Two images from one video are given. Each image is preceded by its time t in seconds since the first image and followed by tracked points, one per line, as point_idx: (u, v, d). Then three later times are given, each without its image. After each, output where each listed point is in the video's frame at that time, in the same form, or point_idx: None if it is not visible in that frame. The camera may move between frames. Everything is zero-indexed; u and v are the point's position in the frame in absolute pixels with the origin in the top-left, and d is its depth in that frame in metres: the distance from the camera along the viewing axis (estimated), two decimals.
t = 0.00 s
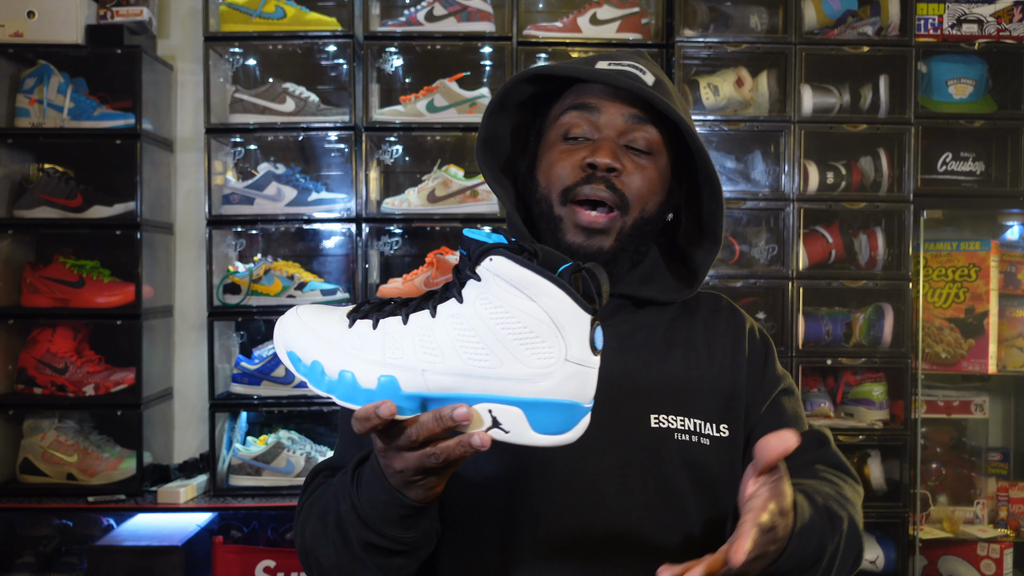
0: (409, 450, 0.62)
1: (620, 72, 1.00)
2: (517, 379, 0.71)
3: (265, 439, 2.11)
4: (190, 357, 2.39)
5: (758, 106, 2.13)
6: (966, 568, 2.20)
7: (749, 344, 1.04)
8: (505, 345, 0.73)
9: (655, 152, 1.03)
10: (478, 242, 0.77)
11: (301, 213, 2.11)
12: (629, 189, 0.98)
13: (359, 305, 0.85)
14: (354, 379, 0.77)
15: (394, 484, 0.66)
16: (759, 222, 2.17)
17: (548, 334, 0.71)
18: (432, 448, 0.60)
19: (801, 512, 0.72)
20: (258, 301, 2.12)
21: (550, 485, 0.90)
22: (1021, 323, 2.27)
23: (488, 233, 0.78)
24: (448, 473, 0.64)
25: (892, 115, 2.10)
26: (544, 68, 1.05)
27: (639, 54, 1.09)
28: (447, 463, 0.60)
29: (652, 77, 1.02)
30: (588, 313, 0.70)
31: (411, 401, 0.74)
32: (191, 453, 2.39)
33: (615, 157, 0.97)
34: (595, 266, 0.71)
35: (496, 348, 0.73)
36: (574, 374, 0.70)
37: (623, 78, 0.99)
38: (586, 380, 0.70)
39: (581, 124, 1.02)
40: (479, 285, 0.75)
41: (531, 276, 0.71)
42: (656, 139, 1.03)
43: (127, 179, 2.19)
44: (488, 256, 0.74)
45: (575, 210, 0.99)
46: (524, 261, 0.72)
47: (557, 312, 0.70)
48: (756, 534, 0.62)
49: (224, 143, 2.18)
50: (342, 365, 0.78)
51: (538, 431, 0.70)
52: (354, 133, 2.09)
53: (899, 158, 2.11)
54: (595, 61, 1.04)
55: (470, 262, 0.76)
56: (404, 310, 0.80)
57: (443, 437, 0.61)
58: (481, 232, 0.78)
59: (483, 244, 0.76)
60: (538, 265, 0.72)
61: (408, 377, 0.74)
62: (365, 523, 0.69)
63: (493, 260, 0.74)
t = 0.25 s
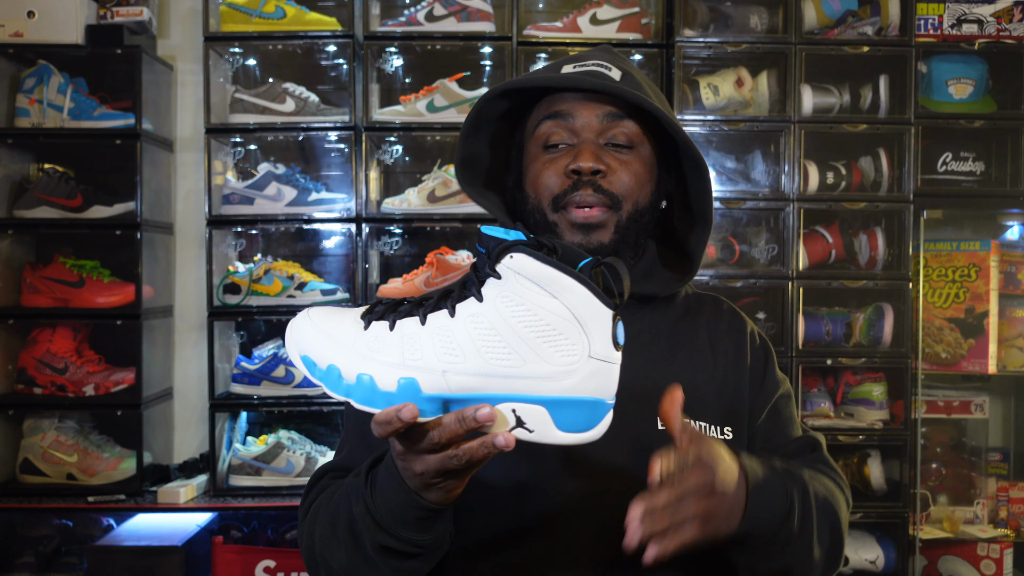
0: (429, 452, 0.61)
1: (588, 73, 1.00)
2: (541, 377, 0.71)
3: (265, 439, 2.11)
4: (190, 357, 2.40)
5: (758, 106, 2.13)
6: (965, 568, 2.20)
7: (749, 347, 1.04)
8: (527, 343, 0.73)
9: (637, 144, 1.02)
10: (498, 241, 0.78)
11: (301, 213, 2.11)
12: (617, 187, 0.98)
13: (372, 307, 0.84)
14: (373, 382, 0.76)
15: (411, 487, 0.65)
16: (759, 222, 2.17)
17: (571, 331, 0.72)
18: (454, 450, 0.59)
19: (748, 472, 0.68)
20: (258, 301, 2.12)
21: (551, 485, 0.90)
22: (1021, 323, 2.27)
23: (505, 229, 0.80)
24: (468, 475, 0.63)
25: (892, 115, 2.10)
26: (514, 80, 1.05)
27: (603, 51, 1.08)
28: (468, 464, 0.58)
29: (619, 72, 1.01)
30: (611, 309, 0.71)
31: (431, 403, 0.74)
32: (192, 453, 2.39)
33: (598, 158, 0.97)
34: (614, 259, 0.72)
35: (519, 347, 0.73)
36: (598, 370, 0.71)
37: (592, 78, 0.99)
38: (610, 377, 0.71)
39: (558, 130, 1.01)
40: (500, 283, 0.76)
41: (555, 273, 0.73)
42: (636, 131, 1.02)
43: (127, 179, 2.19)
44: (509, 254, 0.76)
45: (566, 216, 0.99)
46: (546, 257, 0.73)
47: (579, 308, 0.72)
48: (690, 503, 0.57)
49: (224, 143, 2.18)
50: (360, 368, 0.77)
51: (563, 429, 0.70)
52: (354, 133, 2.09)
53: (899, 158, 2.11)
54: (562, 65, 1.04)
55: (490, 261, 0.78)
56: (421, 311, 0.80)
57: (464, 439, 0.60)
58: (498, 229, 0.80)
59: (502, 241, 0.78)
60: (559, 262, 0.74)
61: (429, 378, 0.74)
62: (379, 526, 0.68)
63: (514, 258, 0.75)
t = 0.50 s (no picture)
0: (436, 458, 0.61)
1: (549, 72, 1.02)
2: (554, 386, 0.71)
3: (265, 439, 2.11)
4: (190, 357, 2.39)
5: (758, 106, 2.12)
6: (965, 568, 2.20)
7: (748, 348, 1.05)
8: (540, 351, 0.73)
9: (608, 134, 1.03)
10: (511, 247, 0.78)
11: (301, 213, 2.11)
12: (597, 180, 0.98)
13: (379, 310, 0.84)
14: (382, 388, 0.76)
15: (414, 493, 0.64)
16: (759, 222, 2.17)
17: (586, 339, 0.72)
18: (462, 457, 0.59)
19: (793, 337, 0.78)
20: (258, 301, 2.12)
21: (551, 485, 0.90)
22: (1021, 323, 2.27)
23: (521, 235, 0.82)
24: (470, 484, 0.63)
25: (892, 115, 2.10)
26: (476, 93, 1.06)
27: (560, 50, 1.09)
28: (477, 472, 0.58)
29: (577, 67, 1.03)
30: (625, 318, 0.71)
31: (441, 410, 0.74)
32: (192, 452, 2.39)
33: (574, 152, 0.98)
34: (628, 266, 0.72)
35: (532, 355, 0.73)
36: (612, 379, 0.71)
37: (553, 76, 1.00)
38: (622, 386, 0.71)
39: (528, 133, 1.02)
40: (514, 290, 0.75)
41: (571, 281, 0.72)
42: (605, 121, 1.02)
43: (127, 179, 2.19)
44: (525, 260, 0.75)
45: (552, 215, 0.99)
46: (564, 265, 0.73)
47: (595, 317, 0.72)
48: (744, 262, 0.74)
49: (224, 143, 2.18)
50: (367, 373, 0.77)
51: (575, 439, 0.70)
52: (353, 133, 2.09)
53: (899, 158, 2.11)
54: (521, 68, 1.05)
55: (505, 267, 0.77)
56: (431, 316, 0.80)
57: (474, 445, 0.59)
58: (514, 234, 0.82)
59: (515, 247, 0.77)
60: (576, 270, 0.73)
61: (440, 385, 0.74)
62: (377, 530, 0.67)
63: (531, 264, 0.75)
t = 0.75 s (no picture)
0: (420, 454, 0.58)
1: (485, 74, 1.01)
2: (540, 375, 0.71)
3: (265, 439, 2.11)
4: (190, 357, 2.39)
5: (758, 106, 2.12)
6: (965, 568, 2.20)
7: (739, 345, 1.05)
8: (525, 340, 0.73)
9: (551, 129, 1.04)
10: (494, 236, 0.79)
11: (301, 213, 2.11)
12: (538, 178, 1.01)
13: (356, 306, 0.82)
14: (361, 383, 0.72)
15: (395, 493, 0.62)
16: (759, 222, 2.17)
17: (570, 328, 0.73)
18: (447, 452, 0.57)
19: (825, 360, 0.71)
20: (258, 301, 2.12)
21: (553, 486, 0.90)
22: (1021, 323, 2.27)
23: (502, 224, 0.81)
24: (455, 481, 0.61)
25: (892, 115, 2.10)
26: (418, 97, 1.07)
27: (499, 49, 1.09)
28: (460, 467, 0.56)
29: (515, 65, 1.01)
30: (609, 305, 0.73)
31: (423, 404, 0.71)
32: (191, 453, 2.39)
33: (511, 152, 1.00)
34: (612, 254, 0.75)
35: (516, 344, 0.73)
36: (598, 367, 0.71)
37: (489, 78, 1.00)
38: (608, 374, 0.71)
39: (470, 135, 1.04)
40: (496, 279, 0.76)
41: (556, 269, 0.73)
42: (547, 117, 1.04)
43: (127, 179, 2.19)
44: (506, 249, 0.76)
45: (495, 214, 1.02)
46: (545, 253, 0.74)
47: (578, 304, 0.73)
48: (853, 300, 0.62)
49: (224, 143, 2.18)
50: (346, 368, 0.73)
51: (562, 430, 0.69)
52: (354, 133, 2.09)
53: (899, 157, 2.11)
54: (459, 71, 1.05)
55: (487, 256, 0.78)
56: (411, 309, 0.79)
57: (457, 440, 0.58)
58: (495, 223, 0.81)
59: (497, 235, 0.79)
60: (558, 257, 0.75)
61: (423, 379, 0.72)
62: (355, 532, 0.65)
63: (513, 252, 0.75)
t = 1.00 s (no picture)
0: (382, 462, 0.60)
1: (444, 69, 1.06)
2: (505, 383, 0.71)
3: (266, 439, 2.11)
4: (190, 357, 2.39)
5: (758, 106, 2.12)
6: (966, 568, 2.20)
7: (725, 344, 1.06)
8: (491, 347, 0.72)
9: (518, 117, 1.09)
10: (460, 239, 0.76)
11: (301, 213, 2.11)
12: (518, 159, 1.04)
13: (322, 307, 0.81)
14: (324, 387, 0.73)
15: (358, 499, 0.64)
16: (759, 222, 2.17)
17: (537, 333, 0.72)
18: (409, 460, 0.58)
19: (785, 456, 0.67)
20: (258, 301, 2.12)
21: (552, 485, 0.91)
22: (1021, 323, 2.27)
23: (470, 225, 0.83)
24: (418, 488, 0.63)
25: (892, 115, 2.10)
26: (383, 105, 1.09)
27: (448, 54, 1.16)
28: (422, 475, 0.58)
29: (472, 57, 1.09)
30: (578, 312, 0.71)
31: (385, 410, 0.72)
32: (191, 452, 2.39)
33: (489, 138, 1.03)
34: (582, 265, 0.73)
35: (482, 350, 0.72)
36: (563, 376, 0.71)
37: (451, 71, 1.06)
38: (574, 382, 0.72)
39: (442, 135, 1.07)
40: (463, 282, 0.74)
41: (523, 273, 0.71)
42: (513, 106, 1.09)
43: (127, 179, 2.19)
44: (475, 252, 0.74)
45: (481, 201, 1.02)
46: (515, 257, 0.71)
47: (545, 310, 0.71)
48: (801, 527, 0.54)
49: (224, 143, 2.18)
50: (308, 372, 0.74)
51: (527, 439, 0.70)
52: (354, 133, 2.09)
53: (899, 158, 2.11)
54: (416, 72, 1.09)
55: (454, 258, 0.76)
56: (377, 311, 0.78)
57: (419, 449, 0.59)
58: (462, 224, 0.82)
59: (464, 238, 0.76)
60: (527, 261, 0.72)
61: (386, 384, 0.72)
62: (320, 542, 0.68)
63: (481, 255, 0.73)
